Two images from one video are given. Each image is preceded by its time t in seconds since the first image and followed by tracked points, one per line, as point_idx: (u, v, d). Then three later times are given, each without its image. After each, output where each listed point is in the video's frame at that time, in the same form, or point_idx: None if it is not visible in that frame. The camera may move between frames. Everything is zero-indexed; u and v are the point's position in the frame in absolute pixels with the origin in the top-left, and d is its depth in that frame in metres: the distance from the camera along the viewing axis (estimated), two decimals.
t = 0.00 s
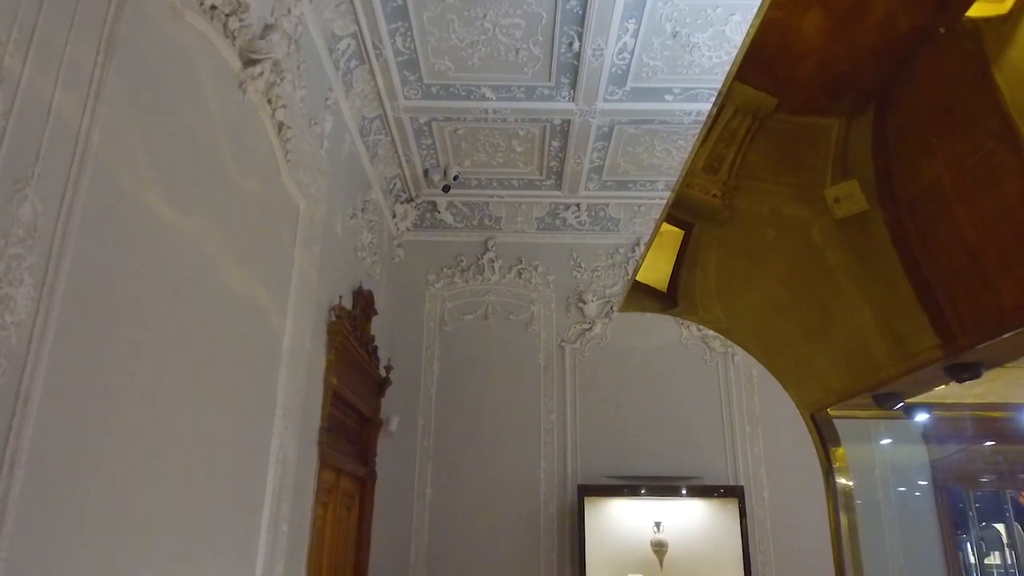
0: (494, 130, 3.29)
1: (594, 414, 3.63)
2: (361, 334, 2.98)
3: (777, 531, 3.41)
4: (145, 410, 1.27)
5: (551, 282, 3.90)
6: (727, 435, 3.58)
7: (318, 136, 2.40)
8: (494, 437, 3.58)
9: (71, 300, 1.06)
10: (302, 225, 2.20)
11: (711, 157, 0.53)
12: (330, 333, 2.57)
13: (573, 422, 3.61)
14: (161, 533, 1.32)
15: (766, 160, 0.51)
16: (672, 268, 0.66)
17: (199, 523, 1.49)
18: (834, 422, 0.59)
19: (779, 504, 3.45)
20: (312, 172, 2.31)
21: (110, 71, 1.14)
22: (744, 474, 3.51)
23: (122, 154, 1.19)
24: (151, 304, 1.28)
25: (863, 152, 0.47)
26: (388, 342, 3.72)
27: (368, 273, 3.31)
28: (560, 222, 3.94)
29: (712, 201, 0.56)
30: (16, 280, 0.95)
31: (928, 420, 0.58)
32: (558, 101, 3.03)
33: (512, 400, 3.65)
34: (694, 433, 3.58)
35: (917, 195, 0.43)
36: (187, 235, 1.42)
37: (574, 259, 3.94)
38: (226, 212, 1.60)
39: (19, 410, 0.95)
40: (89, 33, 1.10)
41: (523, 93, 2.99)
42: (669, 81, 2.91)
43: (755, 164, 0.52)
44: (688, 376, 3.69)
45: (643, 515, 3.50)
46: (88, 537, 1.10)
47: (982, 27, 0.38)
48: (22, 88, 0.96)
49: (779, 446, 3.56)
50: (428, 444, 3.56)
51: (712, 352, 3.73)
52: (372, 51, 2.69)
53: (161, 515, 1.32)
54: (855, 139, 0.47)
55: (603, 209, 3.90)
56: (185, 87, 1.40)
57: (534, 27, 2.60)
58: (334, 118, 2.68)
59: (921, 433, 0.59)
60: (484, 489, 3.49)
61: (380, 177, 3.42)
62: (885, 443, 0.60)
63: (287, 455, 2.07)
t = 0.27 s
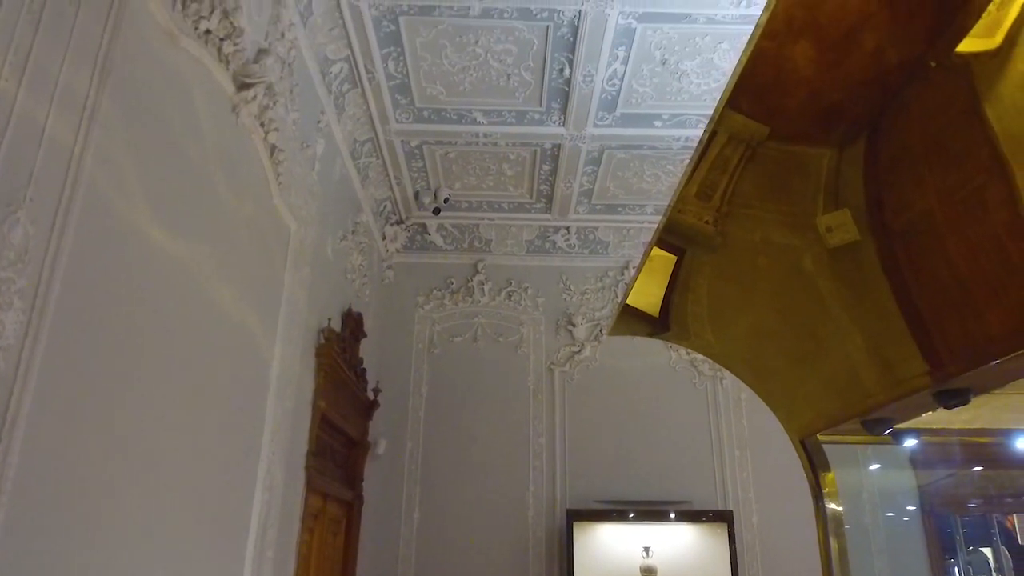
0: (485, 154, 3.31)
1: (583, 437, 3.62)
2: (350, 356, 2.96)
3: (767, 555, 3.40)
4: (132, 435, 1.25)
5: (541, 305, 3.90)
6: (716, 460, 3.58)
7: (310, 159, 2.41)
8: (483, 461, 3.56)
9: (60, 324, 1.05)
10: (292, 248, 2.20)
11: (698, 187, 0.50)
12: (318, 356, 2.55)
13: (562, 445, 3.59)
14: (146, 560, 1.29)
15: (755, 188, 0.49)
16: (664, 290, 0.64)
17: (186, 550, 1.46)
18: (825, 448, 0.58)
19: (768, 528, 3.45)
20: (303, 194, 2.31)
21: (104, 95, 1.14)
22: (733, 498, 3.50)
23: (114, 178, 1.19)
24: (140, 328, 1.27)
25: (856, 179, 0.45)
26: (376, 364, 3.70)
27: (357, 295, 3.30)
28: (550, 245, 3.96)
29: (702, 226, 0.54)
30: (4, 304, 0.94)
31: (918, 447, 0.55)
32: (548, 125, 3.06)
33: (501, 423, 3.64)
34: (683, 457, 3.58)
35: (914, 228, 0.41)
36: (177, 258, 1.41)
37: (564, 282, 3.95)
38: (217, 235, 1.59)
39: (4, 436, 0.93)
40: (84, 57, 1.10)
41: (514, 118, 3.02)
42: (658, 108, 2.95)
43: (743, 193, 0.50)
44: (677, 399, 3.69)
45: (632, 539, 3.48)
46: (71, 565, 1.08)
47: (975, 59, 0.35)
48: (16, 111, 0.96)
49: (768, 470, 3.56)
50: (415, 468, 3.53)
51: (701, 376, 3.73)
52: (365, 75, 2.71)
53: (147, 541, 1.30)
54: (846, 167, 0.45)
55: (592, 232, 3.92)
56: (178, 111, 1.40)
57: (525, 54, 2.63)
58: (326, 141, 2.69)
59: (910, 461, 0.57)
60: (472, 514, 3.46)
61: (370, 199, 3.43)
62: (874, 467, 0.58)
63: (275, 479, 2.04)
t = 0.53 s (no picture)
0: (470, 175, 3.31)
1: (566, 460, 3.59)
2: (331, 377, 2.92)
3: None
4: (109, 457, 1.21)
5: (524, 326, 3.89)
6: (699, 483, 3.56)
7: (295, 177, 2.39)
8: (464, 484, 3.51)
9: (38, 341, 1.02)
10: (275, 266, 2.17)
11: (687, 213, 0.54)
12: (299, 376, 2.51)
13: (545, 468, 3.56)
14: None
15: (748, 214, 0.52)
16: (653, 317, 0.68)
17: None
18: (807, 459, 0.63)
19: (751, 553, 3.43)
20: (287, 212, 2.28)
21: (89, 109, 1.12)
22: (716, 522, 3.48)
23: (98, 193, 1.16)
24: (120, 347, 1.23)
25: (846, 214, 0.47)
26: (357, 385, 3.65)
27: (339, 315, 3.26)
28: (533, 266, 3.95)
29: (692, 252, 0.58)
30: None
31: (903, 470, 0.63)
32: (534, 147, 3.07)
33: (483, 446, 3.60)
34: (666, 480, 3.56)
35: (902, 264, 0.44)
36: (160, 275, 1.38)
37: (547, 303, 3.94)
38: (199, 252, 1.57)
39: None
40: (70, 70, 1.07)
41: (500, 140, 3.03)
42: (643, 132, 2.97)
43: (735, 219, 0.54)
44: (660, 422, 3.68)
45: (615, 564, 3.43)
46: None
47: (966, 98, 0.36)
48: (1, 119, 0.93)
49: (750, 494, 3.56)
50: (395, 491, 3.47)
51: (683, 399, 3.73)
52: (351, 94, 2.70)
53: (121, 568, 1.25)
54: (837, 200, 0.47)
55: (576, 254, 3.92)
56: (164, 126, 1.38)
57: (513, 76, 2.65)
58: (311, 160, 2.67)
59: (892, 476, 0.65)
60: (453, 538, 3.40)
61: (354, 218, 3.41)
62: (861, 493, 0.65)
63: (253, 504, 1.99)
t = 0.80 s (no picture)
0: (454, 194, 3.29)
1: (546, 483, 3.55)
2: (309, 396, 2.86)
3: None
4: (81, 479, 1.15)
5: (506, 346, 3.86)
6: (679, 507, 3.54)
7: (278, 193, 2.35)
8: (442, 507, 3.45)
9: (10, 357, 0.97)
10: (256, 283, 2.12)
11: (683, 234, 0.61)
12: (277, 396, 2.45)
13: (525, 491, 3.51)
14: None
15: (735, 246, 0.57)
16: (644, 338, 0.78)
17: None
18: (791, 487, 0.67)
19: None
20: (269, 228, 2.24)
21: (71, 117, 1.08)
22: (696, 546, 3.45)
23: (77, 204, 1.12)
24: (95, 362, 1.19)
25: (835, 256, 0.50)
26: (335, 405, 3.59)
27: (319, 333, 3.21)
28: (515, 286, 3.94)
29: (681, 280, 0.65)
30: None
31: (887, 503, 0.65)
32: (519, 167, 3.07)
33: (463, 468, 3.54)
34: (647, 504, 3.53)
35: (889, 310, 0.45)
36: (138, 289, 1.33)
37: (529, 324, 3.92)
38: (180, 267, 1.52)
39: None
40: (52, 78, 1.04)
41: (485, 159, 3.02)
42: (627, 154, 2.99)
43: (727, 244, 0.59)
44: (641, 445, 3.67)
45: None
46: None
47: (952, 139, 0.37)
48: None
49: (731, 518, 3.53)
50: (372, 514, 3.40)
51: (664, 421, 3.72)
52: (337, 110, 2.68)
53: None
54: (826, 230, 0.50)
55: (558, 275, 3.92)
56: (147, 137, 1.35)
57: (500, 96, 2.65)
58: (294, 176, 2.64)
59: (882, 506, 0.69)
60: (431, 563, 3.33)
61: (335, 235, 3.37)
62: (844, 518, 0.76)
63: (227, 528, 1.93)
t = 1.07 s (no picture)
0: (439, 216, 3.29)
1: (528, 507, 3.50)
2: (288, 418, 2.80)
3: None
4: (58, 502, 1.11)
5: (488, 369, 3.83)
6: (662, 532, 3.51)
7: (262, 211, 2.32)
8: (422, 532, 3.39)
9: None
10: (238, 303, 2.09)
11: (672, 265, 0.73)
12: (257, 418, 2.40)
13: (506, 516, 3.46)
14: None
15: (730, 274, 0.70)
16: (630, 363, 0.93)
17: None
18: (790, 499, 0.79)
19: None
20: (253, 247, 2.21)
21: (58, 130, 1.06)
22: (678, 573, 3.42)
23: (61, 218, 1.09)
24: (75, 381, 1.15)
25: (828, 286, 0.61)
26: (314, 427, 3.53)
27: (299, 354, 3.16)
28: (499, 309, 3.92)
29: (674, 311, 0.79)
30: None
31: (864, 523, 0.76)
32: (506, 190, 3.07)
33: (443, 493, 3.49)
34: (629, 530, 3.50)
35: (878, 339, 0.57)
36: (120, 307, 1.30)
37: (512, 347, 3.90)
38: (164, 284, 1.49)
39: None
40: (40, 90, 1.01)
41: (471, 181, 3.02)
42: (613, 179, 3.00)
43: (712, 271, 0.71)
44: (624, 471, 3.63)
45: None
46: None
47: (951, 177, 0.47)
48: None
49: (713, 544, 3.52)
50: (350, 540, 3.33)
51: (647, 447, 3.70)
52: (324, 130, 2.67)
53: None
54: (817, 261, 0.62)
55: (542, 297, 3.91)
56: (134, 152, 1.32)
57: (488, 118, 2.65)
58: (279, 195, 2.61)
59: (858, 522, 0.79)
60: None
61: (318, 255, 3.34)
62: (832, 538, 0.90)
63: (204, 554, 1.87)
